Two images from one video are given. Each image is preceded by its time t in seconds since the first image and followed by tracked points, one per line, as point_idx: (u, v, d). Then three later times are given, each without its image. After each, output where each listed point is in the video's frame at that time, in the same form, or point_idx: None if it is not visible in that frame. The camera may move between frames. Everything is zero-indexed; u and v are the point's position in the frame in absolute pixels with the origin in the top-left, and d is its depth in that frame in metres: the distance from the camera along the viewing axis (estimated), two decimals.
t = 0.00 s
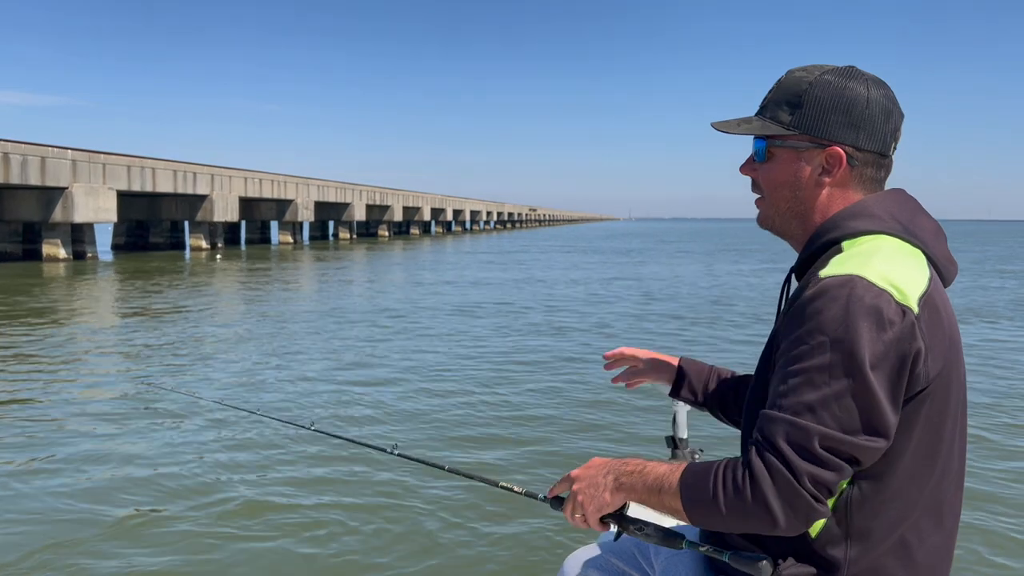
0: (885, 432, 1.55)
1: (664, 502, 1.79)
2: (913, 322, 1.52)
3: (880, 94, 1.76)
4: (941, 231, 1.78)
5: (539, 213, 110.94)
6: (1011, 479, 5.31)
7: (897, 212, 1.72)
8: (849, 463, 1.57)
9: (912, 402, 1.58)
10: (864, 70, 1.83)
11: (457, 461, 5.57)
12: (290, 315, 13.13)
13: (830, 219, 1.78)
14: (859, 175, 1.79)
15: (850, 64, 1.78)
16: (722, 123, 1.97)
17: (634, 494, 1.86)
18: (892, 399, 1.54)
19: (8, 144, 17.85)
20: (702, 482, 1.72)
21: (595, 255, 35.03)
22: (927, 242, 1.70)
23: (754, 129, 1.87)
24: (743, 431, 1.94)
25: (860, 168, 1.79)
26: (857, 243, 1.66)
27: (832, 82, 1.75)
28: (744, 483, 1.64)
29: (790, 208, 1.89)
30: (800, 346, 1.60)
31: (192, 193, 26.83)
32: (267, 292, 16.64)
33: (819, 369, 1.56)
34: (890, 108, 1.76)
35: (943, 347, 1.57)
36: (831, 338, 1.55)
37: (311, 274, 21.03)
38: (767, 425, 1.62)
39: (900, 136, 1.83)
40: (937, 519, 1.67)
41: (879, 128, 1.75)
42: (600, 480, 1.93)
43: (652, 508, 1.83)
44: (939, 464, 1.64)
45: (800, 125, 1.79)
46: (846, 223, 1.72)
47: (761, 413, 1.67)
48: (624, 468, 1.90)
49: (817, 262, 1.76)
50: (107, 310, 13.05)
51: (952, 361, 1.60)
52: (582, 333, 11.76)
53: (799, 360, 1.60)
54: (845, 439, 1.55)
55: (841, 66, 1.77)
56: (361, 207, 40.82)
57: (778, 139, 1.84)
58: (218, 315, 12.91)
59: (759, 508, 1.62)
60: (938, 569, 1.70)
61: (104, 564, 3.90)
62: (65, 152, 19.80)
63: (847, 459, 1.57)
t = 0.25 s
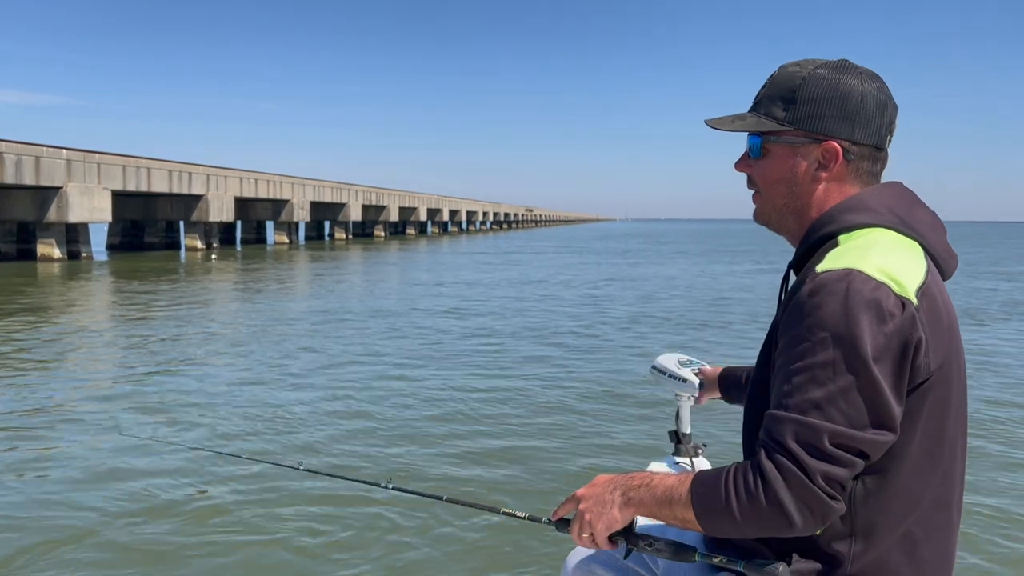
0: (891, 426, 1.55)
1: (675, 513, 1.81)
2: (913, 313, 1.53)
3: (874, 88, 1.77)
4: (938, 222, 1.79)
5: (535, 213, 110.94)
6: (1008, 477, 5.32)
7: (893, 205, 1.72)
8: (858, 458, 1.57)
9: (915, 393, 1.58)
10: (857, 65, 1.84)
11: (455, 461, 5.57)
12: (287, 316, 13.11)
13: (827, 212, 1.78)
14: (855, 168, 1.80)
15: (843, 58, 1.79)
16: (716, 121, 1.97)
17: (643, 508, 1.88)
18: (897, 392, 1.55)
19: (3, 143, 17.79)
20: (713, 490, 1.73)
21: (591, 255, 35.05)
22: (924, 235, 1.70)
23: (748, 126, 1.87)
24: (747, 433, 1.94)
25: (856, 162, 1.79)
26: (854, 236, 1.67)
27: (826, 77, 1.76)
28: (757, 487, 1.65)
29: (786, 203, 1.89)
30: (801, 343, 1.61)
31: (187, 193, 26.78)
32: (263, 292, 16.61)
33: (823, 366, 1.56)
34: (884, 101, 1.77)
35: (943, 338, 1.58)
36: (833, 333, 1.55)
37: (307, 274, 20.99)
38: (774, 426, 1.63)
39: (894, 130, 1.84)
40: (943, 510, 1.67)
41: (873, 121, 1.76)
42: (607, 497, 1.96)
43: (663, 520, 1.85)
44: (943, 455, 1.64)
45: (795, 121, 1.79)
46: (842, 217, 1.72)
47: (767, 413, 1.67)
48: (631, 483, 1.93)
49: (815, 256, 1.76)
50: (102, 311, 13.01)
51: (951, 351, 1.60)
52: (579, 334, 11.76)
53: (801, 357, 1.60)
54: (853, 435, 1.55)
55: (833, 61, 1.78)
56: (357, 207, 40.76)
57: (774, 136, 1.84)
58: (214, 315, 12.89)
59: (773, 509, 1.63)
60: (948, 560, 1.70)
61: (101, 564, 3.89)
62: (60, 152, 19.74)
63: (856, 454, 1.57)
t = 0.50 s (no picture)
0: (887, 418, 1.57)
1: (672, 513, 1.82)
2: (907, 305, 1.54)
3: (870, 85, 1.78)
4: (934, 217, 1.80)
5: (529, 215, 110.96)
6: (1003, 479, 5.34)
7: (889, 200, 1.74)
8: (853, 451, 1.58)
9: (910, 386, 1.59)
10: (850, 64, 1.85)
11: (451, 463, 5.57)
12: (281, 316, 13.10)
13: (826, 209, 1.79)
14: (854, 165, 1.81)
15: (838, 56, 1.81)
16: (713, 122, 1.98)
17: (638, 510, 1.89)
18: (891, 385, 1.56)
19: None
20: (710, 488, 1.74)
21: (586, 256, 35.08)
22: (919, 229, 1.72)
23: (746, 126, 1.88)
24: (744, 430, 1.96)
25: (854, 159, 1.81)
26: (850, 231, 1.68)
27: (822, 75, 1.78)
28: (753, 481, 1.66)
29: (785, 202, 1.91)
30: (797, 337, 1.62)
31: (181, 193, 26.71)
32: (258, 293, 16.59)
33: (817, 359, 1.57)
34: (880, 98, 1.79)
35: (938, 331, 1.59)
36: (828, 327, 1.57)
37: (301, 275, 20.97)
38: (770, 420, 1.64)
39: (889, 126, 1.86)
40: (942, 503, 1.68)
41: (870, 118, 1.78)
42: (602, 501, 1.96)
43: (660, 520, 1.86)
44: (940, 448, 1.65)
45: (793, 120, 1.80)
46: (839, 213, 1.73)
47: (763, 407, 1.68)
48: (625, 486, 1.94)
49: (812, 252, 1.78)
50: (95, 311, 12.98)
51: (946, 344, 1.61)
52: (574, 336, 11.76)
53: (796, 351, 1.62)
54: (849, 428, 1.56)
55: (828, 59, 1.80)
56: (352, 207, 40.72)
57: (772, 135, 1.85)
58: (209, 316, 12.88)
59: (770, 503, 1.64)
60: (947, 554, 1.71)
61: (96, 565, 3.88)
62: (52, 152, 19.67)
63: (851, 447, 1.58)
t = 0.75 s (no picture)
0: (882, 419, 1.57)
1: (665, 511, 1.82)
2: (904, 306, 1.54)
3: (867, 87, 1.79)
4: (933, 218, 1.80)
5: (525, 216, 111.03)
6: (998, 480, 5.36)
7: (888, 200, 1.74)
8: (848, 451, 1.59)
9: (907, 385, 1.59)
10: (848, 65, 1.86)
11: (447, 464, 5.56)
12: (276, 317, 13.08)
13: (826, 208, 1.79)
14: (854, 165, 1.82)
15: (837, 57, 1.82)
16: (714, 124, 1.99)
17: (631, 509, 1.89)
18: (888, 385, 1.56)
19: None
20: (702, 486, 1.75)
21: (581, 257, 35.10)
22: (919, 230, 1.72)
23: (746, 127, 1.88)
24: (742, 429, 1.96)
25: (855, 158, 1.81)
26: (850, 231, 1.68)
27: (821, 76, 1.78)
28: (746, 477, 1.67)
29: (785, 202, 1.91)
30: (794, 337, 1.62)
31: (175, 193, 26.65)
32: (252, 293, 16.57)
33: (814, 357, 1.58)
34: (879, 98, 1.79)
35: (938, 331, 1.59)
36: (825, 327, 1.57)
37: (296, 275, 20.96)
38: (765, 418, 1.65)
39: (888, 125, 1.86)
40: (940, 503, 1.68)
41: (870, 119, 1.79)
42: (594, 501, 1.97)
43: (652, 519, 1.86)
44: (940, 448, 1.65)
45: (793, 121, 1.81)
46: (839, 213, 1.73)
47: (760, 404, 1.69)
48: (619, 485, 1.93)
49: (812, 251, 1.78)
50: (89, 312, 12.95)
51: (947, 343, 1.61)
52: (569, 337, 11.76)
53: (794, 349, 1.62)
54: (842, 427, 1.57)
55: (827, 60, 1.80)
56: (346, 207, 40.67)
57: (772, 137, 1.86)
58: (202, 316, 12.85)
59: (762, 500, 1.65)
60: (944, 553, 1.71)
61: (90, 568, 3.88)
62: (46, 152, 19.60)
63: (846, 446, 1.58)
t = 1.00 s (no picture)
0: (878, 426, 1.57)
1: (657, 516, 1.81)
2: (901, 313, 1.54)
3: (869, 93, 1.79)
4: (935, 225, 1.80)
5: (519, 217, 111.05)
6: (992, 483, 5.37)
7: (889, 208, 1.74)
8: (842, 457, 1.59)
9: (906, 392, 1.59)
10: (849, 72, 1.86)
11: (442, 466, 5.55)
12: (270, 317, 13.05)
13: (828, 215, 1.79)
14: (856, 173, 1.82)
15: (838, 64, 1.82)
16: (716, 130, 1.98)
17: (623, 514, 1.89)
18: (885, 392, 1.56)
19: None
20: (695, 490, 1.75)
21: (576, 259, 35.12)
22: (920, 238, 1.71)
23: (748, 134, 1.88)
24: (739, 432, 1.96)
25: (857, 166, 1.81)
26: (850, 238, 1.68)
27: (823, 83, 1.78)
28: (738, 481, 1.67)
29: (787, 209, 1.91)
30: (791, 343, 1.63)
31: (168, 193, 26.57)
32: (246, 294, 16.54)
33: (810, 364, 1.58)
34: (880, 105, 1.80)
35: (936, 339, 1.58)
36: (822, 333, 1.57)
37: (290, 276, 20.93)
38: (759, 423, 1.65)
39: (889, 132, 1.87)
40: (937, 510, 1.68)
41: (872, 126, 1.79)
42: (587, 506, 1.96)
43: (644, 524, 1.86)
44: (938, 456, 1.65)
45: (795, 128, 1.81)
46: (840, 220, 1.73)
47: (755, 409, 1.69)
48: (611, 490, 1.93)
49: (811, 258, 1.78)
50: (81, 312, 12.89)
51: (945, 351, 1.61)
52: (564, 338, 11.75)
53: (790, 354, 1.62)
54: (837, 433, 1.57)
55: (829, 67, 1.81)
56: (340, 209, 40.62)
57: (774, 143, 1.85)
58: (196, 317, 12.80)
59: (754, 505, 1.65)
60: (942, 560, 1.70)
61: (86, 568, 3.86)
62: (38, 151, 19.52)
63: (840, 452, 1.58)
